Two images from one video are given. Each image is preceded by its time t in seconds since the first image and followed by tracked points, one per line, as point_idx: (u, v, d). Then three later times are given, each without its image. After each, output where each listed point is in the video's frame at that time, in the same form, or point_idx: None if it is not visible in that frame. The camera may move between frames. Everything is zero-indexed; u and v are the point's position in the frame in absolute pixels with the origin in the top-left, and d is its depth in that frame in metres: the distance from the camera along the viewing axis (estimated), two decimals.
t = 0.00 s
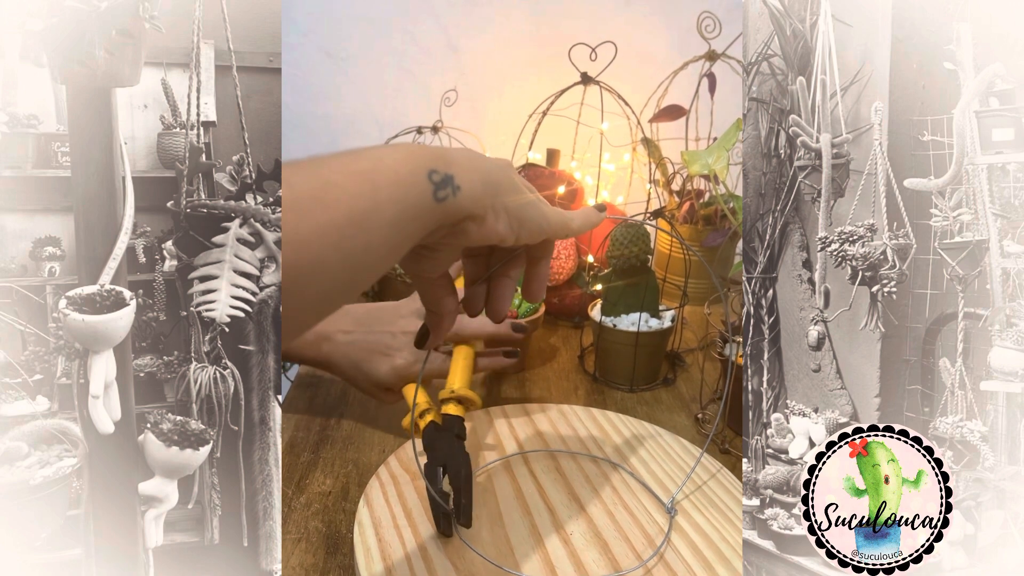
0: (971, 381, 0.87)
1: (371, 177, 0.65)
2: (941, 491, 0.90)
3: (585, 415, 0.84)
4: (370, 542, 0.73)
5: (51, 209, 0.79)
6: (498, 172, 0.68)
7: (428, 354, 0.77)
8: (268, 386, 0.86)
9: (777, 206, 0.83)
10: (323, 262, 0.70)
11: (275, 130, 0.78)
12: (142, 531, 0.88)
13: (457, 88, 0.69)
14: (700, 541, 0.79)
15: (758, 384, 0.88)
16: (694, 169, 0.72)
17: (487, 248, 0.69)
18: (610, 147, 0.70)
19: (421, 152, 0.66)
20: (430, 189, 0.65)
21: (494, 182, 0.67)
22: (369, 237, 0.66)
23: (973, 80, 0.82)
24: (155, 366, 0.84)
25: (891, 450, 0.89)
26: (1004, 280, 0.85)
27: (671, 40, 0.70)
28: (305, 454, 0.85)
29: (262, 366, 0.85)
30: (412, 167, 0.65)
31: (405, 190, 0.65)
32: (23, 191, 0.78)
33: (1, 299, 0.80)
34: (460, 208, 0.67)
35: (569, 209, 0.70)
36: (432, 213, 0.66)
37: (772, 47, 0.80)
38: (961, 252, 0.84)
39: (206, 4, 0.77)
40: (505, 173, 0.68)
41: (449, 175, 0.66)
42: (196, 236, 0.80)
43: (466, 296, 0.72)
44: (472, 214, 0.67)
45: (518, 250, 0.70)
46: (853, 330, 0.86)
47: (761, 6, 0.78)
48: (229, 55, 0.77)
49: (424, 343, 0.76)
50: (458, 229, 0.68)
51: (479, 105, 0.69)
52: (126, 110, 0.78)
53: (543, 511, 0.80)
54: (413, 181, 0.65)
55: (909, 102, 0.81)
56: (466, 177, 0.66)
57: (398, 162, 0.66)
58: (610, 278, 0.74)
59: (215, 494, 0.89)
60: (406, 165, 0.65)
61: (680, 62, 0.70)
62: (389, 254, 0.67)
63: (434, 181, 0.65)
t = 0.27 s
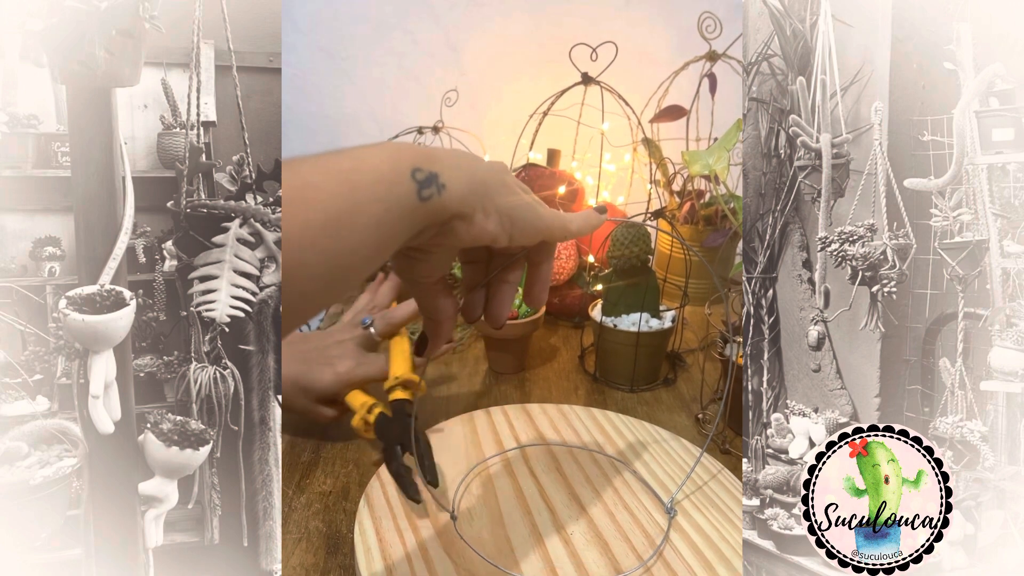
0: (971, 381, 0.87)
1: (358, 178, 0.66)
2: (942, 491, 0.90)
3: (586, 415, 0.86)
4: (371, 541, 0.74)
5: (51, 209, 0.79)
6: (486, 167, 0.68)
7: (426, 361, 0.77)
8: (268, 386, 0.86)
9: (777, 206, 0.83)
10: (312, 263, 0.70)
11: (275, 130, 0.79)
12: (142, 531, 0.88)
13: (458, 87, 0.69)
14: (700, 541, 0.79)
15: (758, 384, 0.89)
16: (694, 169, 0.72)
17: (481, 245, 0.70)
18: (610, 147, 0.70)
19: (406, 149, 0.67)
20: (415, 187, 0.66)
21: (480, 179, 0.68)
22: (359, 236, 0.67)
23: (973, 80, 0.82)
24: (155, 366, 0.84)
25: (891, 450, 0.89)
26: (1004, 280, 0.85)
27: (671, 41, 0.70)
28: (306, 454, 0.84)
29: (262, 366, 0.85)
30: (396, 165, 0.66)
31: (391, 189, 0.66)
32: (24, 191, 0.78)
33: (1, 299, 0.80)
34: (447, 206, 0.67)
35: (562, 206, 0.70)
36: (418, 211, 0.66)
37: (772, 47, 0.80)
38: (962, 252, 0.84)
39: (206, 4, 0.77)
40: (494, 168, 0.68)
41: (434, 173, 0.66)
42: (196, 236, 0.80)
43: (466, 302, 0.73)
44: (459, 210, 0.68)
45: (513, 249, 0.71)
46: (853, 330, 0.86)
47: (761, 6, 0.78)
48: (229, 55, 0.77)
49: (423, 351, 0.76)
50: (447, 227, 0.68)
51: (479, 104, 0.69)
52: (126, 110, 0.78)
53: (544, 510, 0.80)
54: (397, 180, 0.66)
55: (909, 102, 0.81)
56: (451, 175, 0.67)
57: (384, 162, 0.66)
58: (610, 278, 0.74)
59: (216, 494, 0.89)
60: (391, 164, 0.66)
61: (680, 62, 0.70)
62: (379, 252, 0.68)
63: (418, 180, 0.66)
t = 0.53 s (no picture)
0: (971, 381, 0.86)
1: (314, 188, 0.62)
2: (941, 491, 0.89)
3: (586, 415, 0.89)
4: (371, 540, 0.73)
5: (51, 209, 0.79)
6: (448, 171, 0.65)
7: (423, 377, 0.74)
8: (268, 386, 0.86)
9: (777, 206, 0.84)
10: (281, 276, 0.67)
11: (275, 130, 0.79)
12: (142, 531, 0.88)
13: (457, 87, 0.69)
14: (701, 541, 0.77)
15: (758, 384, 0.90)
16: (694, 168, 0.75)
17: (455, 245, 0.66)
18: (610, 147, 0.72)
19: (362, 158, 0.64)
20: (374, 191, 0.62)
21: (441, 180, 0.64)
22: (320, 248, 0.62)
23: (973, 80, 0.81)
24: (155, 366, 0.84)
25: (892, 450, 0.88)
26: (1004, 280, 0.83)
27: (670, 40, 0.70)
28: (305, 454, 0.89)
29: (262, 366, 0.86)
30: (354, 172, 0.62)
31: (348, 196, 0.62)
32: (24, 191, 0.78)
33: (1, 299, 0.80)
34: (409, 208, 0.63)
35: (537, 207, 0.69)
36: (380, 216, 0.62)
37: (772, 47, 0.80)
38: (961, 252, 0.83)
39: (206, 4, 0.77)
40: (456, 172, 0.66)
41: (392, 176, 0.63)
42: (196, 236, 0.80)
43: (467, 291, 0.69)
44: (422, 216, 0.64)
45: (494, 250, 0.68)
46: (853, 330, 0.85)
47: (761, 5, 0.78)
48: (229, 55, 0.77)
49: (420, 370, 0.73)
50: (412, 232, 0.64)
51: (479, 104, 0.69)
52: (126, 110, 0.78)
53: (543, 510, 0.80)
54: (354, 185, 0.62)
55: (909, 102, 0.81)
56: (410, 175, 0.63)
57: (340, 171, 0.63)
58: (611, 278, 0.76)
59: (216, 494, 0.89)
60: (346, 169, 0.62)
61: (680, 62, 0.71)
62: (343, 263, 0.64)
63: (376, 183, 0.62)
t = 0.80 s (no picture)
0: (971, 381, 0.85)
1: (309, 189, 0.63)
2: (941, 491, 0.89)
3: (586, 416, 0.93)
4: (370, 541, 0.72)
5: (50, 209, 0.79)
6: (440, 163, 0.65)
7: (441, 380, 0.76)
8: (267, 386, 0.87)
9: (777, 206, 0.83)
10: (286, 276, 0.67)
11: (275, 130, 0.79)
12: (142, 531, 0.88)
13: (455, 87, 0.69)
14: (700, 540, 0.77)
15: (758, 384, 0.90)
16: (694, 168, 0.81)
17: (451, 239, 0.66)
18: (609, 148, 0.75)
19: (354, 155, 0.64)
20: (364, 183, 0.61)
21: (431, 169, 0.63)
22: (317, 245, 0.62)
23: (973, 80, 0.81)
24: (155, 366, 0.84)
25: (891, 450, 0.88)
26: (1004, 280, 0.83)
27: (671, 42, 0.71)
28: (305, 454, 0.96)
29: (262, 366, 0.86)
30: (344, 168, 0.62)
31: (340, 193, 0.61)
32: (24, 191, 0.78)
33: (1, 299, 0.80)
34: (403, 197, 0.62)
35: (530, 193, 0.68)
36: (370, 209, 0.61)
37: (772, 47, 0.80)
38: (961, 252, 0.82)
39: (206, 4, 0.77)
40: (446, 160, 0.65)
41: (381, 168, 0.62)
42: (196, 236, 0.80)
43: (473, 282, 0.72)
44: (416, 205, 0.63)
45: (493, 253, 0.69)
46: (853, 330, 0.85)
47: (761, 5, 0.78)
48: (229, 55, 0.77)
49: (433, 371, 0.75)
50: (409, 225, 0.64)
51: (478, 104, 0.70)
52: (126, 110, 0.78)
53: (543, 510, 0.80)
54: (345, 181, 0.61)
55: (909, 102, 0.80)
56: (399, 165, 0.62)
57: (332, 169, 0.63)
58: (610, 277, 0.85)
59: (216, 494, 0.89)
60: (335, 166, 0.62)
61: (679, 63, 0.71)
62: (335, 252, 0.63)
63: (364, 177, 0.61)
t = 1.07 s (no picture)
0: (971, 381, 0.85)
1: (297, 197, 0.62)
2: (941, 491, 0.89)
3: (586, 415, 0.93)
4: (371, 541, 0.72)
5: (50, 209, 0.79)
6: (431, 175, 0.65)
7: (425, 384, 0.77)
8: (268, 386, 0.87)
9: (777, 206, 0.84)
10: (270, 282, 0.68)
11: (275, 130, 0.79)
12: (142, 531, 0.88)
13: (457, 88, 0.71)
14: (700, 541, 0.77)
15: (758, 384, 0.90)
16: (695, 169, 0.88)
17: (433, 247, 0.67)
18: (609, 148, 0.77)
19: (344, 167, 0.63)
20: (356, 199, 0.60)
21: (422, 183, 0.63)
22: (304, 254, 0.63)
23: (973, 80, 0.80)
24: (155, 366, 0.83)
25: (891, 450, 0.88)
26: (1004, 280, 0.83)
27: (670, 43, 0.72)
28: (305, 454, 0.99)
29: (262, 366, 0.86)
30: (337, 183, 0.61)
31: (331, 205, 0.61)
32: (24, 191, 0.78)
33: (1, 299, 0.80)
34: (392, 213, 0.62)
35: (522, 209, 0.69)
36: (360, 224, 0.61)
37: (772, 47, 0.80)
38: (961, 252, 0.82)
39: (206, 4, 0.77)
40: (437, 173, 0.65)
41: (373, 182, 0.61)
42: (196, 236, 0.80)
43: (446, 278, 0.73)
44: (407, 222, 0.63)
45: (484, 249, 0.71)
46: (853, 330, 0.84)
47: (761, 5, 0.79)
48: (229, 55, 0.78)
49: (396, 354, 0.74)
50: (395, 238, 0.64)
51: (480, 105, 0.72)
52: (126, 110, 0.78)
53: (543, 510, 0.80)
54: (336, 193, 0.61)
55: (909, 102, 0.80)
56: (391, 180, 0.62)
57: (322, 178, 0.62)
58: (612, 278, 0.90)
59: (216, 494, 0.89)
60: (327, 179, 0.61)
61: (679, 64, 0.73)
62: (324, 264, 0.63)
63: (357, 190, 0.61)
